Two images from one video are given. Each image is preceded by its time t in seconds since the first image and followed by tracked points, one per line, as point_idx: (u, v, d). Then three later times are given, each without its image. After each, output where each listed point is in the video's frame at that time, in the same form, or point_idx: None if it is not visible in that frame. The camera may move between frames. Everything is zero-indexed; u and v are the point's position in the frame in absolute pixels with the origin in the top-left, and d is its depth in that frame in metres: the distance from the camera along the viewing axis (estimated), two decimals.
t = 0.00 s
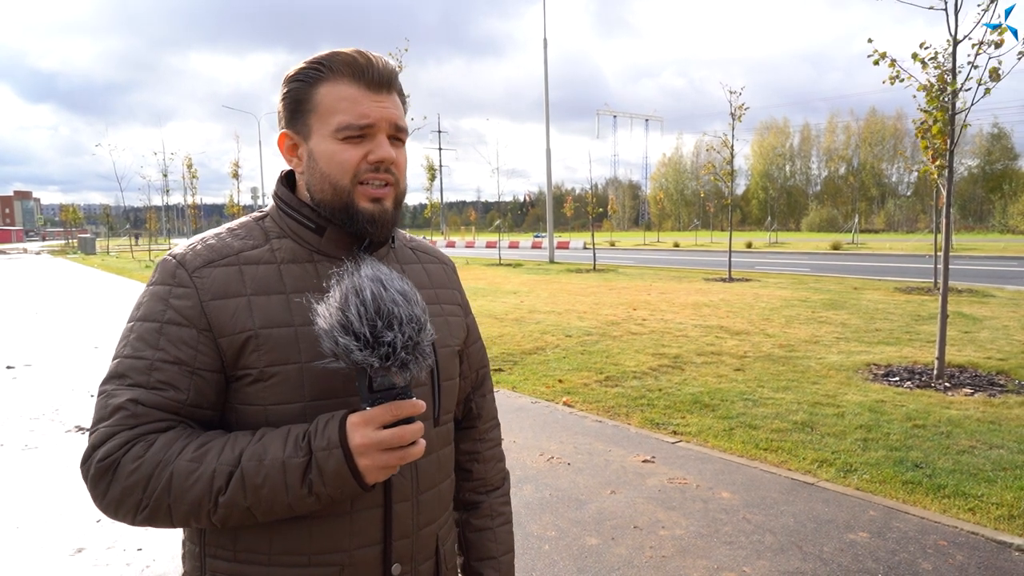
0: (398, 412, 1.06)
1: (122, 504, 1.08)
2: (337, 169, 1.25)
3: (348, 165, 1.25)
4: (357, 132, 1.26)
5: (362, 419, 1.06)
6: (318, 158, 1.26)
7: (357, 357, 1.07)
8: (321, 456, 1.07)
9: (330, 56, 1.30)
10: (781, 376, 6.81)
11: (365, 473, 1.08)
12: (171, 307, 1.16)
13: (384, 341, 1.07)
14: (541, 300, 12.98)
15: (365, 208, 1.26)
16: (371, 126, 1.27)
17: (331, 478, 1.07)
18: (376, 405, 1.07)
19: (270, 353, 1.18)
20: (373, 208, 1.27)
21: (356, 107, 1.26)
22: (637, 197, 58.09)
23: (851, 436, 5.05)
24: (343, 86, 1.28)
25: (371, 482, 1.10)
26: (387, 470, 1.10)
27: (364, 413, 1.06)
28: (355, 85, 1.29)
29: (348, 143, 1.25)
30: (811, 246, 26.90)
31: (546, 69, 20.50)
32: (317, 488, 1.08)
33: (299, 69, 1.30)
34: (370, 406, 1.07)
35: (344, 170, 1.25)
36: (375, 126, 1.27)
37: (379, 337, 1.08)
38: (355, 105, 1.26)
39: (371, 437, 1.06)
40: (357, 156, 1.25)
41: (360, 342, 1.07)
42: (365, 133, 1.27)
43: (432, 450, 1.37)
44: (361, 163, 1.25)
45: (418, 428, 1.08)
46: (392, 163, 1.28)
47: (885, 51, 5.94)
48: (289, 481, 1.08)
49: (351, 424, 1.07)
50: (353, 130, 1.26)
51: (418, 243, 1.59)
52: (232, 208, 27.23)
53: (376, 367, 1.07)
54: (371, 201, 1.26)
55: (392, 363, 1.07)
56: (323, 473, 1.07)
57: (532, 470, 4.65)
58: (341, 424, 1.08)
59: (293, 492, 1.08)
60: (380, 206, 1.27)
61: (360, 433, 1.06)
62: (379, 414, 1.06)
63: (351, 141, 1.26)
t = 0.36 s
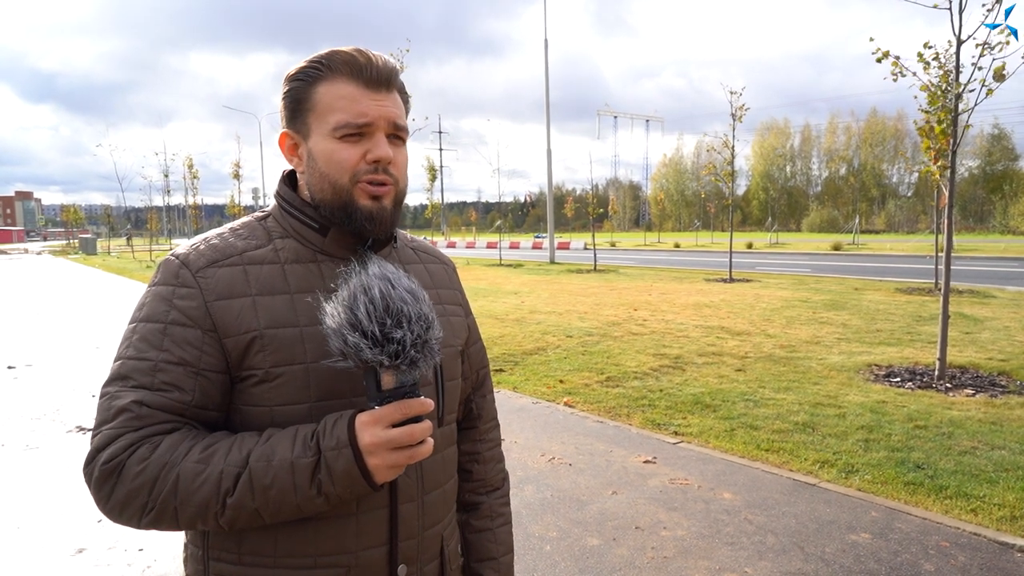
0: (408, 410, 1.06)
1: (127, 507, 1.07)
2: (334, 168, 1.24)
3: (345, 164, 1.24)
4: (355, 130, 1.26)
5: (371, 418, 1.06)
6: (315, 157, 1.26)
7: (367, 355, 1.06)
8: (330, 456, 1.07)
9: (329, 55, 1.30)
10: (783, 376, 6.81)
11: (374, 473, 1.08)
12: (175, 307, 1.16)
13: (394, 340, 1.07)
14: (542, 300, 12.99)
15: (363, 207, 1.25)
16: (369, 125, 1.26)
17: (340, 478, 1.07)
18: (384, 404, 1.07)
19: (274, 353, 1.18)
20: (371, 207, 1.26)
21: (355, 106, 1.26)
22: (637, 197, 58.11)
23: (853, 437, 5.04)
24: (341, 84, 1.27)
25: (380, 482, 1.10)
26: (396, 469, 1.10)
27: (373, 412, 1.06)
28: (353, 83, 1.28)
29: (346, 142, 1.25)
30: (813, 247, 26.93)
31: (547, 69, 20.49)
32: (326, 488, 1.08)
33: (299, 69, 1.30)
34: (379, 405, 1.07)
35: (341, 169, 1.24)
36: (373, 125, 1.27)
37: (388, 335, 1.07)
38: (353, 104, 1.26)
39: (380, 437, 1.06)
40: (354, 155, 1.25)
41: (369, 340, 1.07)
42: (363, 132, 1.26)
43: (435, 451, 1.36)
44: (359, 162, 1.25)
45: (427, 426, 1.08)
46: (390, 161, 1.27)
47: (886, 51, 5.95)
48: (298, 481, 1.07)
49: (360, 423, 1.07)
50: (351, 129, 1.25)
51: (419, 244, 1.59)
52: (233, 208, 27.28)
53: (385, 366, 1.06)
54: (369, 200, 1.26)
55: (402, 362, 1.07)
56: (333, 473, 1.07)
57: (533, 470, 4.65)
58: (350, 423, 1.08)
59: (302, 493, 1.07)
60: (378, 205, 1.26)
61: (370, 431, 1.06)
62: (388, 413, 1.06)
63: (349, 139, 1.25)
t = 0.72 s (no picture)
0: (392, 416, 1.05)
1: (116, 510, 1.07)
2: (314, 164, 1.24)
3: (324, 160, 1.24)
4: (334, 126, 1.25)
5: (355, 424, 1.05)
6: (298, 154, 1.26)
7: (350, 361, 1.05)
8: (314, 462, 1.06)
9: (314, 53, 1.30)
10: (786, 377, 6.79)
11: (358, 479, 1.07)
12: (168, 310, 1.16)
13: (375, 345, 1.06)
14: (545, 300, 13.00)
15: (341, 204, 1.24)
16: (348, 120, 1.26)
17: (323, 484, 1.06)
18: (370, 409, 1.06)
19: (265, 356, 1.17)
20: (349, 204, 1.24)
21: (334, 101, 1.26)
22: (640, 197, 58.11)
23: (856, 438, 5.03)
24: (323, 81, 1.27)
25: (365, 488, 1.09)
26: (381, 476, 1.09)
27: (357, 418, 1.05)
28: (335, 79, 1.28)
29: (326, 138, 1.25)
30: (816, 247, 26.90)
31: (550, 69, 20.45)
32: (311, 494, 1.07)
33: (287, 69, 1.31)
34: (364, 411, 1.06)
35: (319, 165, 1.24)
36: (352, 120, 1.26)
37: (370, 340, 1.07)
38: (333, 99, 1.26)
39: (364, 443, 1.05)
40: (332, 151, 1.24)
41: (351, 345, 1.06)
42: (342, 128, 1.26)
43: (432, 455, 1.35)
44: (337, 157, 1.24)
45: (413, 432, 1.07)
46: (369, 156, 1.26)
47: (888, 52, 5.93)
48: (283, 486, 1.07)
49: (344, 429, 1.06)
50: (329, 124, 1.25)
51: (421, 245, 1.57)
52: (236, 208, 27.36)
53: (368, 372, 1.06)
54: (347, 197, 1.24)
55: (384, 367, 1.06)
56: (316, 479, 1.06)
57: (536, 471, 4.63)
58: (335, 428, 1.07)
59: (287, 498, 1.07)
60: (357, 202, 1.25)
61: (353, 438, 1.05)
62: (373, 418, 1.05)
63: (329, 135, 1.25)
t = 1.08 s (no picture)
0: (376, 428, 1.04)
1: (104, 517, 1.06)
2: (307, 175, 1.24)
3: (316, 171, 1.23)
4: (326, 137, 1.25)
5: (340, 436, 1.04)
6: (291, 164, 1.26)
7: (332, 372, 1.04)
8: (299, 473, 1.06)
9: (305, 62, 1.29)
10: (787, 378, 6.78)
11: (342, 491, 1.07)
12: (160, 319, 1.15)
13: (357, 357, 1.04)
14: (546, 301, 13.00)
15: (336, 214, 1.24)
16: (339, 131, 1.25)
17: (308, 495, 1.06)
18: (355, 421, 1.05)
19: (254, 365, 1.17)
20: (344, 214, 1.24)
21: (325, 112, 1.25)
22: (641, 197, 58.13)
23: (857, 440, 5.01)
24: (314, 91, 1.26)
25: (349, 500, 1.08)
26: (366, 489, 1.08)
27: (342, 429, 1.04)
28: (326, 88, 1.27)
29: (317, 149, 1.24)
30: (817, 247, 26.90)
31: (551, 69, 20.43)
32: (295, 506, 1.06)
33: (279, 77, 1.30)
34: (349, 422, 1.05)
35: (312, 176, 1.24)
36: (344, 131, 1.25)
37: (352, 351, 1.05)
38: (324, 110, 1.25)
39: (348, 456, 1.04)
40: (324, 161, 1.24)
41: (334, 358, 1.05)
42: (334, 139, 1.25)
43: (424, 464, 1.34)
44: (329, 168, 1.24)
45: (398, 444, 1.06)
46: (361, 167, 1.25)
47: (891, 52, 5.91)
48: (267, 497, 1.06)
49: (329, 441, 1.05)
50: (321, 135, 1.24)
51: (419, 252, 1.57)
52: (238, 208, 27.43)
53: (352, 384, 1.04)
54: (342, 208, 1.24)
55: (368, 379, 1.04)
56: (301, 490, 1.06)
57: (536, 474, 4.62)
58: (320, 440, 1.07)
59: (271, 509, 1.06)
60: (352, 213, 1.25)
61: (337, 450, 1.04)
62: (358, 430, 1.04)
63: (320, 146, 1.24)
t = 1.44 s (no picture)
0: (362, 429, 1.02)
1: (85, 516, 1.05)
2: (297, 175, 1.22)
3: (307, 171, 1.22)
4: (318, 137, 1.23)
5: (323, 436, 1.02)
6: (282, 163, 1.24)
7: (317, 372, 1.03)
8: (282, 473, 1.04)
9: (298, 60, 1.27)
10: (789, 378, 6.76)
11: (325, 492, 1.05)
12: (144, 316, 1.13)
13: (343, 357, 1.03)
14: (547, 300, 12.97)
15: (326, 215, 1.22)
16: (331, 131, 1.23)
17: (290, 496, 1.04)
18: (340, 421, 1.03)
19: (239, 364, 1.15)
20: (335, 215, 1.22)
21: (317, 111, 1.23)
22: (644, 197, 58.05)
23: (860, 440, 4.99)
24: (306, 89, 1.24)
25: (333, 502, 1.06)
26: (350, 490, 1.06)
27: (326, 429, 1.03)
28: (319, 87, 1.25)
29: (309, 149, 1.22)
30: (820, 246, 26.86)
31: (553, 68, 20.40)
32: (278, 507, 1.05)
33: (270, 74, 1.28)
34: (334, 422, 1.04)
35: (303, 177, 1.22)
36: (336, 130, 1.24)
37: (338, 351, 1.04)
38: (316, 109, 1.23)
39: (332, 456, 1.03)
40: (316, 162, 1.22)
41: (319, 357, 1.03)
42: (326, 139, 1.23)
43: (412, 466, 1.32)
44: (321, 169, 1.22)
45: (383, 445, 1.05)
46: (353, 168, 1.23)
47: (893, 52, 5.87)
48: (249, 498, 1.04)
49: (312, 441, 1.03)
50: (313, 134, 1.22)
51: (409, 251, 1.55)
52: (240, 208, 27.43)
53: (337, 384, 1.03)
54: (332, 208, 1.22)
55: (352, 380, 1.03)
56: (284, 491, 1.04)
57: (536, 474, 4.60)
58: (304, 440, 1.05)
59: (253, 510, 1.04)
60: (342, 213, 1.23)
61: (321, 451, 1.03)
62: (342, 430, 1.02)
63: (312, 146, 1.23)
